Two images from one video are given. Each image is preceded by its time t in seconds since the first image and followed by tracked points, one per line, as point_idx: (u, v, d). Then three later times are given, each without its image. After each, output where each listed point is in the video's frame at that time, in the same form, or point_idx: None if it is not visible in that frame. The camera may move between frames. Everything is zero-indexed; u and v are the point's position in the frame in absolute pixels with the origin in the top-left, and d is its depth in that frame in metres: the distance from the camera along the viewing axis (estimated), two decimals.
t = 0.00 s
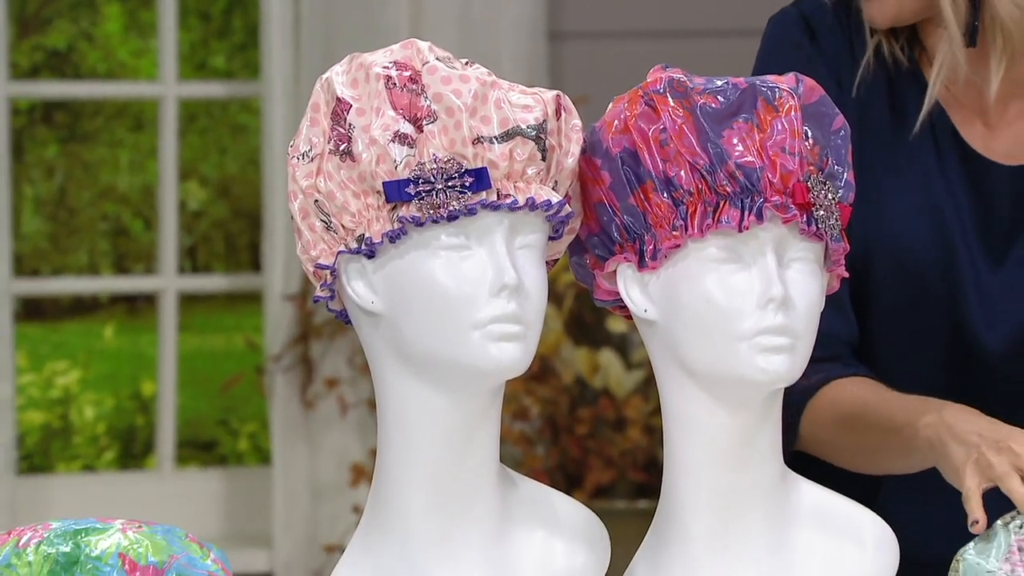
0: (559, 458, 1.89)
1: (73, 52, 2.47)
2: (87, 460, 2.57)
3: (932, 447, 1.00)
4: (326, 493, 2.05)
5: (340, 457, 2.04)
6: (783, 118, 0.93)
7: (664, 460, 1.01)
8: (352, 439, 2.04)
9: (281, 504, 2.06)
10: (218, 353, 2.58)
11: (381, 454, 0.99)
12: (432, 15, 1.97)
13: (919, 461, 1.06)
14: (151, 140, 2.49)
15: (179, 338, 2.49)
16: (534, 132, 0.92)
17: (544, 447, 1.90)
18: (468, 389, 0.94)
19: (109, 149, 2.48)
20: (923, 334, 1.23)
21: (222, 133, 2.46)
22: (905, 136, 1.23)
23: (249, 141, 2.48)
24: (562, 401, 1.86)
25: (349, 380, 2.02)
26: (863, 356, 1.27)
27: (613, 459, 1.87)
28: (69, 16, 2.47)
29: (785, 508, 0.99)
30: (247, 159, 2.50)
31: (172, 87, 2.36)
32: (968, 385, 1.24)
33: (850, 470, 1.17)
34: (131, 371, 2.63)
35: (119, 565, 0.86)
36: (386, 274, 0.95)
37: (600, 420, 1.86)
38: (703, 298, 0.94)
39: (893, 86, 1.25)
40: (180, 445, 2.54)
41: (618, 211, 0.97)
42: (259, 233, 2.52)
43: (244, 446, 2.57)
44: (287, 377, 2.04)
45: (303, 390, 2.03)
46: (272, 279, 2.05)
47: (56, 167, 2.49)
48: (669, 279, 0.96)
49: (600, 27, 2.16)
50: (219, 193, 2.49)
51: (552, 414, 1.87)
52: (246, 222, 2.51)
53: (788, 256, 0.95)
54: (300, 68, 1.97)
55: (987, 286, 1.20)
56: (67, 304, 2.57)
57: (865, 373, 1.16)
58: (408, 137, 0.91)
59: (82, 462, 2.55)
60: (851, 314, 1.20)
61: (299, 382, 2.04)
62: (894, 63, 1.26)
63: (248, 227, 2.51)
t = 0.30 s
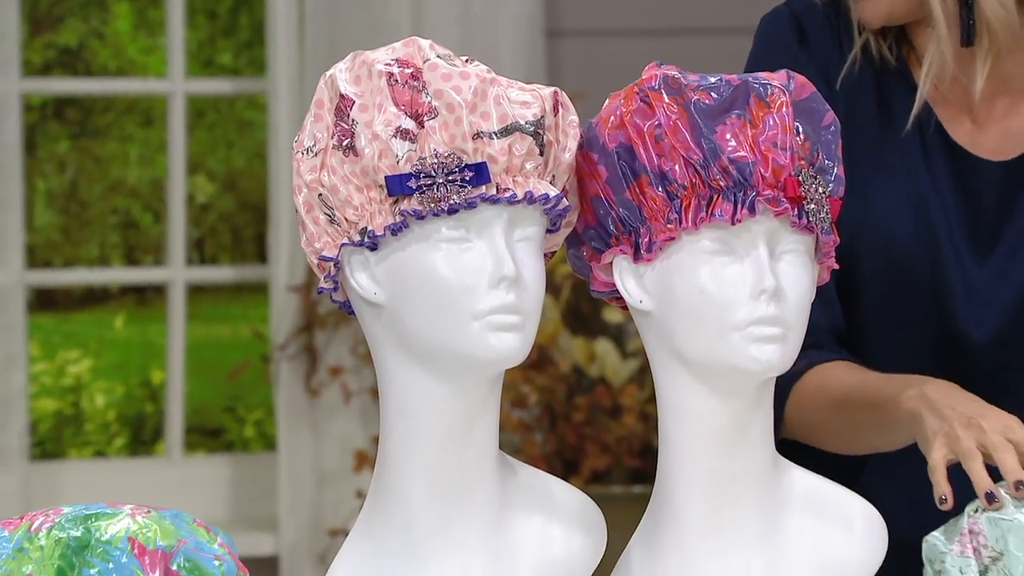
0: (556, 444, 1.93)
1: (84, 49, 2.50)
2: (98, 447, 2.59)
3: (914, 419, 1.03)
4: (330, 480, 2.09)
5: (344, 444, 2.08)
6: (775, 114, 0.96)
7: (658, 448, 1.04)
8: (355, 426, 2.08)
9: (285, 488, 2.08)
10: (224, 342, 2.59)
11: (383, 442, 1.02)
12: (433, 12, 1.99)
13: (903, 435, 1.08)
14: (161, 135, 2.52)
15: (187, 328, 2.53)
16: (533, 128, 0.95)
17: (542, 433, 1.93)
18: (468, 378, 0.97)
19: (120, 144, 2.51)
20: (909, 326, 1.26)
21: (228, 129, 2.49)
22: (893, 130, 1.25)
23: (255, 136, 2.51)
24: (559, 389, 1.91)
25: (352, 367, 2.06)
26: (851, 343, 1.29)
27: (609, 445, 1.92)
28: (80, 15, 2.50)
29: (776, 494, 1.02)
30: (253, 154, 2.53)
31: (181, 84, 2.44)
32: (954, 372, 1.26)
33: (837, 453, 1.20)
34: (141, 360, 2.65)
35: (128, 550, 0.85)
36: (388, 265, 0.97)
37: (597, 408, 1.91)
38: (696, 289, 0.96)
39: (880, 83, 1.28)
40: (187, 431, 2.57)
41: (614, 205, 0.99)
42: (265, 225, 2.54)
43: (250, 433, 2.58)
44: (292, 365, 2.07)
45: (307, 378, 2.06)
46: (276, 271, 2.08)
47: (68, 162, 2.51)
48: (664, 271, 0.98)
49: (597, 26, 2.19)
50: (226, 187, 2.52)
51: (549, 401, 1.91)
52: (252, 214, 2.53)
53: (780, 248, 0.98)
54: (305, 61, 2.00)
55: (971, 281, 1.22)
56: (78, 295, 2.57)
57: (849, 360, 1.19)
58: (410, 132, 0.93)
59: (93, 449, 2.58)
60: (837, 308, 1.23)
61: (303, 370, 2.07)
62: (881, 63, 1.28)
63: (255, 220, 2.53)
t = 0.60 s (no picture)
0: (553, 433, 1.96)
1: (92, 47, 2.52)
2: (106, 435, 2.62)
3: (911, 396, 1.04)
4: (333, 467, 2.11)
5: (346, 433, 2.10)
6: (767, 110, 0.98)
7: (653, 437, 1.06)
8: (357, 415, 2.10)
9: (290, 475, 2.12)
10: (229, 334, 2.65)
11: (385, 431, 1.04)
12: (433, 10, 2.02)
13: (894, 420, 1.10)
14: (167, 131, 2.54)
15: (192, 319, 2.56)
16: (530, 124, 0.97)
17: (539, 423, 1.97)
18: (468, 368, 0.99)
19: (127, 139, 2.54)
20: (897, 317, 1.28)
21: (234, 124, 2.53)
22: (885, 124, 1.28)
23: (260, 132, 2.54)
24: (556, 378, 1.95)
25: (353, 358, 2.09)
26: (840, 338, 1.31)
27: (605, 433, 1.95)
28: (88, 13, 2.52)
29: (768, 482, 1.04)
30: (258, 149, 2.55)
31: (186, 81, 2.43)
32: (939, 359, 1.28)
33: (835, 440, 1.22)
34: (147, 351, 2.69)
35: (135, 536, 0.86)
36: (389, 258, 0.99)
37: (593, 397, 1.95)
38: (691, 281, 0.98)
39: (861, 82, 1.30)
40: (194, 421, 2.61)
41: (610, 199, 1.01)
42: (270, 218, 2.57)
43: (255, 422, 2.61)
44: (295, 356, 2.10)
45: (310, 368, 2.09)
46: (280, 263, 2.11)
47: (76, 157, 2.53)
48: (659, 264, 1.01)
49: (594, 24, 2.22)
50: (231, 181, 2.55)
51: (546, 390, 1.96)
52: (256, 208, 2.56)
53: (772, 241, 1.00)
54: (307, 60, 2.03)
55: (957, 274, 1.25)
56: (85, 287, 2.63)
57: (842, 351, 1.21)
58: (410, 128, 0.95)
59: (101, 437, 2.61)
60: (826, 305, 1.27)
61: (306, 360, 2.10)
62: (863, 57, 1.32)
63: (259, 213, 2.56)
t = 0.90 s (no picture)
0: (550, 420, 2.01)
1: (99, 43, 2.54)
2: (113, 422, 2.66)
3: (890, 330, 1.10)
4: (335, 455, 2.14)
5: (348, 421, 2.13)
6: (760, 105, 1.00)
7: (649, 426, 1.08)
8: (359, 403, 2.13)
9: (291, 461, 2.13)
10: (234, 324, 2.67)
11: (385, 420, 1.06)
12: (433, 7, 2.04)
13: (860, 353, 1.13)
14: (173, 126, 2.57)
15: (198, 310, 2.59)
16: (528, 119, 0.99)
17: (537, 411, 2.01)
18: (467, 359, 1.01)
19: (133, 134, 2.56)
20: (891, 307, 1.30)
21: (237, 120, 2.54)
22: (880, 119, 1.30)
23: (263, 127, 2.56)
24: (553, 367, 1.98)
25: (355, 347, 2.12)
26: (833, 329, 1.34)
27: (601, 422, 1.99)
28: (95, 11, 2.54)
29: (761, 471, 1.06)
30: (261, 144, 2.58)
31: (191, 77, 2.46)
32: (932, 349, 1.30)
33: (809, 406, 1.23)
34: (154, 340, 2.73)
35: (141, 523, 0.87)
36: (390, 250, 1.01)
37: (589, 386, 1.98)
38: (685, 273, 1.00)
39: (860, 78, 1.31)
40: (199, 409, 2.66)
41: (606, 192, 1.03)
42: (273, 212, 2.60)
43: (259, 411, 2.65)
44: (298, 346, 2.12)
45: (313, 357, 2.12)
46: (283, 255, 2.13)
47: (83, 151, 2.55)
48: (654, 256, 1.03)
49: (593, 21, 2.24)
50: (235, 175, 2.58)
51: (544, 379, 1.99)
52: (260, 202, 2.59)
53: (765, 234, 1.02)
54: (310, 56, 2.05)
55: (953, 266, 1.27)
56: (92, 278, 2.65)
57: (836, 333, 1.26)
58: (410, 123, 0.97)
59: (108, 425, 2.65)
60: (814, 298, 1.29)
61: (309, 350, 2.12)
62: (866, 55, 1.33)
63: (263, 207, 2.59)
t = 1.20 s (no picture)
0: (548, 412, 2.02)
1: (104, 41, 2.56)
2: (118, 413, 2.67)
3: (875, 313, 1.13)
4: (336, 446, 2.15)
5: (349, 412, 2.15)
6: (754, 102, 1.01)
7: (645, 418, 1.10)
8: (359, 394, 2.15)
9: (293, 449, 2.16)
10: (235, 316, 2.72)
11: (385, 412, 1.08)
12: (432, 5, 2.06)
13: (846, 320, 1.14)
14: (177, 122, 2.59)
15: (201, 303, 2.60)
16: (525, 115, 1.00)
17: (534, 402, 2.02)
18: (465, 351, 1.03)
19: (138, 130, 2.58)
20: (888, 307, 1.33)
21: (240, 115, 2.56)
22: (874, 116, 1.31)
23: (265, 123, 2.57)
24: (550, 359, 2.00)
25: (355, 339, 2.14)
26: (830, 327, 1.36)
27: (598, 413, 2.00)
28: (101, 9, 2.56)
29: (755, 462, 1.08)
30: (263, 140, 2.60)
31: (195, 74, 2.44)
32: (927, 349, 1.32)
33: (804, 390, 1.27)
34: (158, 332, 2.76)
35: (146, 512, 0.89)
36: (390, 245, 1.03)
37: (585, 377, 2.00)
38: (680, 267, 1.02)
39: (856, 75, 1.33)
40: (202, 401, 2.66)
41: (602, 187, 1.05)
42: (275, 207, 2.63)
43: (261, 401, 2.66)
44: (300, 337, 2.15)
45: (314, 349, 2.14)
46: (284, 249, 2.16)
47: (89, 147, 2.58)
48: (649, 250, 1.04)
49: (590, 18, 2.25)
50: (237, 170, 2.61)
51: (541, 371, 2.01)
52: (261, 196, 2.62)
53: (759, 228, 1.04)
54: (310, 53, 2.07)
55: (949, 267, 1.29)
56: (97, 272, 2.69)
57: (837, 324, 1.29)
58: (410, 119, 0.99)
59: (112, 416, 2.64)
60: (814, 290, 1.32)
61: (310, 341, 2.14)
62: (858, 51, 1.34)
63: (265, 202, 2.62)
